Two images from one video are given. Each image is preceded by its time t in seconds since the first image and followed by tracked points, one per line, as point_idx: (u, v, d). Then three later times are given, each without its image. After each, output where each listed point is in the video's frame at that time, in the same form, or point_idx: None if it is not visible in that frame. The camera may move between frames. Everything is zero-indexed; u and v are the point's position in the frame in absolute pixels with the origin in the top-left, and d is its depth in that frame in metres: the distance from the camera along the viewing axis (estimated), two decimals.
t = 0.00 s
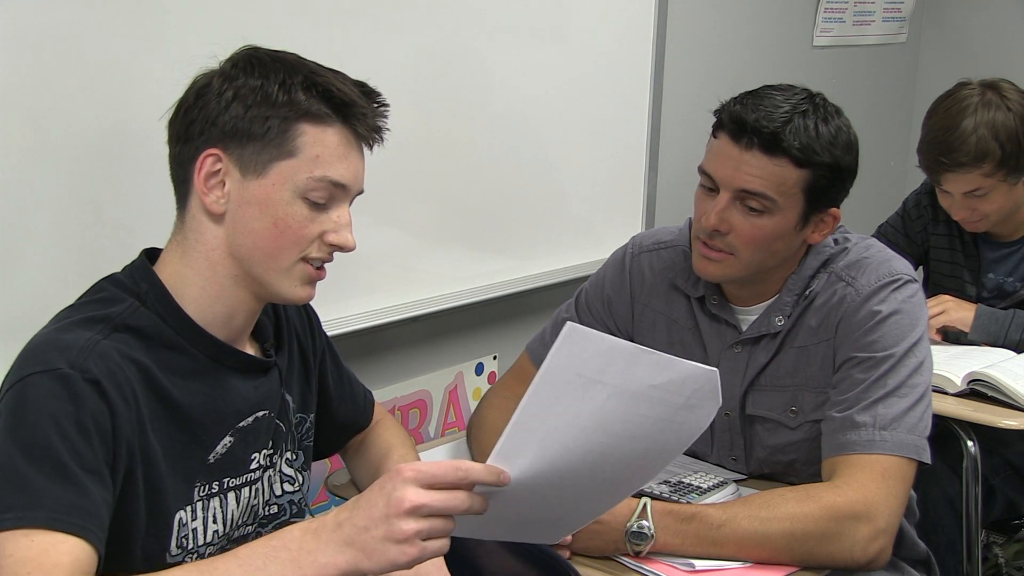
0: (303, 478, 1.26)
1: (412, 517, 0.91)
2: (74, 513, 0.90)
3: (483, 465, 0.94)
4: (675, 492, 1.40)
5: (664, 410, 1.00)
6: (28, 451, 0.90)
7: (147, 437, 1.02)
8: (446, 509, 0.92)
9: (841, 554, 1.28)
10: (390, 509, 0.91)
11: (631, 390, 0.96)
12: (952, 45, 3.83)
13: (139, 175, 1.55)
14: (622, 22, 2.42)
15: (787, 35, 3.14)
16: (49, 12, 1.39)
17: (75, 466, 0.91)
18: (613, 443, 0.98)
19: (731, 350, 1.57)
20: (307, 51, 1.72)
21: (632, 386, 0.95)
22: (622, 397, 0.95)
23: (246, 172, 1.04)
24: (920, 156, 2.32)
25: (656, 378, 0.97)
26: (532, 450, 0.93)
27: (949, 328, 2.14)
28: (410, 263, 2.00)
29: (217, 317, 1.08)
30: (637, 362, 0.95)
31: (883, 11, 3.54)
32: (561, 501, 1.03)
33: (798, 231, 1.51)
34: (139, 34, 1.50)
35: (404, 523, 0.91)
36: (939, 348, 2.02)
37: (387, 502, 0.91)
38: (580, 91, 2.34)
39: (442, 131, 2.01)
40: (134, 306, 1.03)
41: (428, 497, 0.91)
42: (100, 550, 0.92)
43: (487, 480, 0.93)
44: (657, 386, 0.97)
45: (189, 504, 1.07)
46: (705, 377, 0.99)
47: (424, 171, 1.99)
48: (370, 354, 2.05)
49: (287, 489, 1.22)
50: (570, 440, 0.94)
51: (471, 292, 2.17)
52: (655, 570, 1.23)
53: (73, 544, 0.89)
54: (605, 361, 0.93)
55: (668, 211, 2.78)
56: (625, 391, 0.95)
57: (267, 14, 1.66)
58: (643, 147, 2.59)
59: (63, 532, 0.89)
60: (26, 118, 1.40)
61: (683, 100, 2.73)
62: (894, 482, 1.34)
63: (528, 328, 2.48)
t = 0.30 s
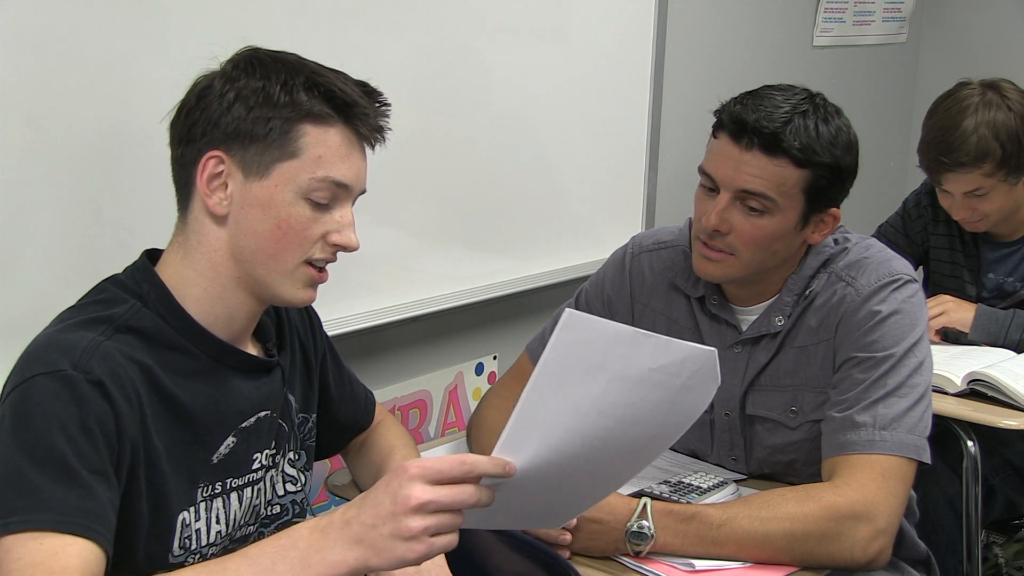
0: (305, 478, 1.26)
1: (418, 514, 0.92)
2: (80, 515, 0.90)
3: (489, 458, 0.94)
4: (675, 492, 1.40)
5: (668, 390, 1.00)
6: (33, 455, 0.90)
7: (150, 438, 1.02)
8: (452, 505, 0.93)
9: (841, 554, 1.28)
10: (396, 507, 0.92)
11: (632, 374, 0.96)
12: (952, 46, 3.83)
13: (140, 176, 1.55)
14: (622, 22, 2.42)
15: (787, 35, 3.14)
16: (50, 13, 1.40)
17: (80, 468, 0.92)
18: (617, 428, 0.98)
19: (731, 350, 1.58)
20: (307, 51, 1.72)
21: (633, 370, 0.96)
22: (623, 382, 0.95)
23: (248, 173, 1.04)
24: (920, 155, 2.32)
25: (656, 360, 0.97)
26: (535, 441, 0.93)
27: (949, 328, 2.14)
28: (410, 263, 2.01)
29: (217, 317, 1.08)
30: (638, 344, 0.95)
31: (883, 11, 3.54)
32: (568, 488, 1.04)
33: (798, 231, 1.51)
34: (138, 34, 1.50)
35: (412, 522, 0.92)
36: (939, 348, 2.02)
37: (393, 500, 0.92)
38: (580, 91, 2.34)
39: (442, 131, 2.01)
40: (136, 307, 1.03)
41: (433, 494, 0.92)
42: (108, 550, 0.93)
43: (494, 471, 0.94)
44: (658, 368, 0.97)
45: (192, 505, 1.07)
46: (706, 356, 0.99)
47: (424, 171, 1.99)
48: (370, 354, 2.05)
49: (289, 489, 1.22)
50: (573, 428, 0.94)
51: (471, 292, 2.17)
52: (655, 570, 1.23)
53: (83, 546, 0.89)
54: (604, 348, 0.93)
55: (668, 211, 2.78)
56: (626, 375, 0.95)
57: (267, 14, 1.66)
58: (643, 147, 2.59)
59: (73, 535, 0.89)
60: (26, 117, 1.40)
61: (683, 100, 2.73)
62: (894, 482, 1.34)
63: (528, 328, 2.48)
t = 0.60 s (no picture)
0: (309, 478, 1.25)
1: (442, 491, 0.91)
2: (101, 512, 0.91)
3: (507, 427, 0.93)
4: (675, 492, 1.40)
5: (675, 345, 0.99)
6: (48, 455, 0.90)
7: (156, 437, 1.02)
8: (476, 479, 0.92)
9: (841, 553, 1.28)
10: (420, 485, 0.90)
11: (642, 333, 0.95)
12: (952, 46, 3.83)
13: (140, 176, 1.55)
14: (622, 22, 2.42)
15: (787, 35, 3.14)
16: (50, 14, 1.40)
17: (97, 466, 0.92)
18: (630, 388, 0.97)
19: (731, 350, 1.58)
20: (308, 52, 1.72)
21: (643, 329, 0.95)
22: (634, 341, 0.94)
23: (244, 173, 1.04)
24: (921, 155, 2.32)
25: (661, 317, 0.96)
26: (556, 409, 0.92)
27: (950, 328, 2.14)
28: (411, 263, 2.01)
29: (219, 317, 1.08)
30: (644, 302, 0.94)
31: (883, 11, 3.54)
32: (584, 454, 1.03)
33: (799, 231, 1.52)
34: (138, 34, 1.50)
35: (438, 500, 0.91)
36: (939, 348, 2.02)
37: (416, 479, 0.91)
38: (580, 91, 2.34)
39: (442, 131, 2.01)
40: (140, 307, 1.02)
41: (456, 471, 0.91)
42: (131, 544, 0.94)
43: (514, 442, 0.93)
44: (665, 326, 0.97)
45: (197, 504, 1.07)
46: (707, 309, 0.99)
47: (424, 171, 1.99)
48: (371, 354, 2.05)
49: (293, 489, 1.22)
50: (592, 390, 0.93)
51: (471, 292, 2.17)
52: (655, 570, 1.23)
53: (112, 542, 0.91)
54: (616, 308, 0.92)
55: (668, 211, 2.78)
56: (637, 334, 0.94)
57: (267, 15, 1.66)
58: (643, 147, 2.59)
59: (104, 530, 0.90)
60: (27, 117, 1.40)
61: (683, 100, 2.73)
62: (894, 482, 1.34)
63: (528, 328, 2.48)
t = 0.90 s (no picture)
0: (309, 480, 1.25)
1: (494, 458, 0.93)
2: (139, 502, 0.91)
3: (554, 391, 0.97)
4: (675, 492, 1.40)
5: (717, 292, 1.02)
6: (74, 455, 0.90)
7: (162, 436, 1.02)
8: (525, 442, 0.94)
9: (840, 554, 1.28)
10: (471, 454, 0.92)
11: (681, 280, 0.98)
12: (953, 46, 3.83)
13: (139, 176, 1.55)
14: (622, 22, 2.42)
15: (786, 35, 3.14)
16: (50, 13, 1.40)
17: (126, 460, 0.93)
18: (675, 334, 1.00)
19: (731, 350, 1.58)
20: (308, 52, 1.73)
21: (682, 276, 0.98)
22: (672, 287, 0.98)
23: (242, 182, 1.02)
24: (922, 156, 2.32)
25: (701, 263, 0.99)
26: (603, 361, 0.96)
27: (950, 328, 2.14)
28: (411, 263, 2.01)
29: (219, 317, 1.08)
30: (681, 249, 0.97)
31: (883, 11, 3.54)
32: (640, 403, 1.06)
33: (800, 230, 1.52)
34: (138, 34, 1.50)
35: (492, 467, 0.92)
36: (939, 348, 2.02)
37: (468, 449, 0.93)
38: (580, 91, 2.34)
39: (442, 132, 2.01)
40: (140, 308, 1.02)
41: (506, 435, 0.93)
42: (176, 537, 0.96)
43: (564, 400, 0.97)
44: (703, 273, 0.99)
45: (201, 503, 1.07)
46: (747, 253, 1.01)
47: (425, 171, 1.99)
48: (371, 354, 2.05)
49: (293, 490, 1.22)
50: (632, 337, 0.97)
51: (471, 292, 2.17)
52: (654, 570, 1.23)
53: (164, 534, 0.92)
54: (653, 258, 0.95)
55: (668, 211, 2.78)
56: (676, 280, 0.98)
57: (267, 15, 1.66)
58: (643, 147, 2.59)
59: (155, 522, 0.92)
60: (28, 117, 1.40)
61: (683, 100, 2.73)
62: (894, 483, 1.34)
63: (528, 328, 2.48)
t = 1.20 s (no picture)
0: (306, 469, 1.26)
1: (499, 502, 0.94)
2: (137, 524, 0.91)
3: (559, 437, 0.99)
4: (675, 492, 1.40)
5: (727, 345, 1.03)
6: (71, 475, 0.89)
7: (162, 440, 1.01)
8: (529, 487, 0.96)
9: (840, 554, 1.28)
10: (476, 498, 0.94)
11: (687, 335, 0.99)
12: (953, 46, 3.83)
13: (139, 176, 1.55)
14: (622, 23, 2.42)
15: (786, 36, 3.14)
16: (50, 15, 1.40)
17: (125, 480, 0.92)
18: (682, 385, 1.02)
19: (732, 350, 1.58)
20: (308, 51, 1.72)
21: (688, 331, 0.99)
22: (682, 342, 0.99)
23: (224, 181, 1.02)
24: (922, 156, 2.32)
25: (713, 318, 1.00)
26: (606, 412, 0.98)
27: (951, 327, 2.13)
28: (410, 264, 2.00)
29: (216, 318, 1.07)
30: (693, 305, 0.98)
31: (883, 11, 3.54)
32: (645, 446, 1.08)
33: (800, 230, 1.52)
34: (137, 35, 1.50)
35: (495, 512, 0.94)
36: (939, 349, 2.02)
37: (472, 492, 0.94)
38: (581, 92, 2.34)
39: (442, 131, 2.01)
40: (135, 315, 1.01)
41: (510, 481, 0.95)
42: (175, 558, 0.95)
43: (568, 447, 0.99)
44: (715, 327, 1.00)
45: (203, 506, 1.07)
46: (758, 306, 1.00)
47: (425, 172, 1.99)
48: (371, 354, 2.05)
49: (291, 480, 1.23)
50: (641, 392, 0.98)
51: (471, 293, 2.17)
52: (655, 571, 1.23)
53: (163, 555, 0.91)
54: (659, 314, 0.96)
55: (668, 211, 2.78)
56: (686, 334, 0.99)
57: (267, 16, 1.66)
58: (643, 147, 2.59)
59: (154, 544, 0.91)
60: (26, 118, 1.40)
61: (683, 100, 2.73)
62: (893, 482, 1.34)
63: (528, 328, 2.48)
